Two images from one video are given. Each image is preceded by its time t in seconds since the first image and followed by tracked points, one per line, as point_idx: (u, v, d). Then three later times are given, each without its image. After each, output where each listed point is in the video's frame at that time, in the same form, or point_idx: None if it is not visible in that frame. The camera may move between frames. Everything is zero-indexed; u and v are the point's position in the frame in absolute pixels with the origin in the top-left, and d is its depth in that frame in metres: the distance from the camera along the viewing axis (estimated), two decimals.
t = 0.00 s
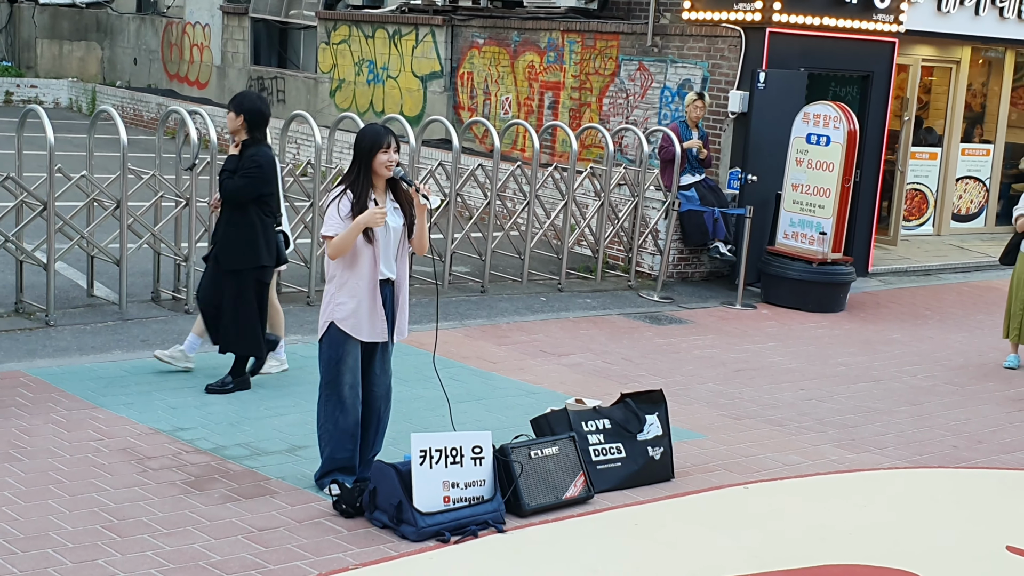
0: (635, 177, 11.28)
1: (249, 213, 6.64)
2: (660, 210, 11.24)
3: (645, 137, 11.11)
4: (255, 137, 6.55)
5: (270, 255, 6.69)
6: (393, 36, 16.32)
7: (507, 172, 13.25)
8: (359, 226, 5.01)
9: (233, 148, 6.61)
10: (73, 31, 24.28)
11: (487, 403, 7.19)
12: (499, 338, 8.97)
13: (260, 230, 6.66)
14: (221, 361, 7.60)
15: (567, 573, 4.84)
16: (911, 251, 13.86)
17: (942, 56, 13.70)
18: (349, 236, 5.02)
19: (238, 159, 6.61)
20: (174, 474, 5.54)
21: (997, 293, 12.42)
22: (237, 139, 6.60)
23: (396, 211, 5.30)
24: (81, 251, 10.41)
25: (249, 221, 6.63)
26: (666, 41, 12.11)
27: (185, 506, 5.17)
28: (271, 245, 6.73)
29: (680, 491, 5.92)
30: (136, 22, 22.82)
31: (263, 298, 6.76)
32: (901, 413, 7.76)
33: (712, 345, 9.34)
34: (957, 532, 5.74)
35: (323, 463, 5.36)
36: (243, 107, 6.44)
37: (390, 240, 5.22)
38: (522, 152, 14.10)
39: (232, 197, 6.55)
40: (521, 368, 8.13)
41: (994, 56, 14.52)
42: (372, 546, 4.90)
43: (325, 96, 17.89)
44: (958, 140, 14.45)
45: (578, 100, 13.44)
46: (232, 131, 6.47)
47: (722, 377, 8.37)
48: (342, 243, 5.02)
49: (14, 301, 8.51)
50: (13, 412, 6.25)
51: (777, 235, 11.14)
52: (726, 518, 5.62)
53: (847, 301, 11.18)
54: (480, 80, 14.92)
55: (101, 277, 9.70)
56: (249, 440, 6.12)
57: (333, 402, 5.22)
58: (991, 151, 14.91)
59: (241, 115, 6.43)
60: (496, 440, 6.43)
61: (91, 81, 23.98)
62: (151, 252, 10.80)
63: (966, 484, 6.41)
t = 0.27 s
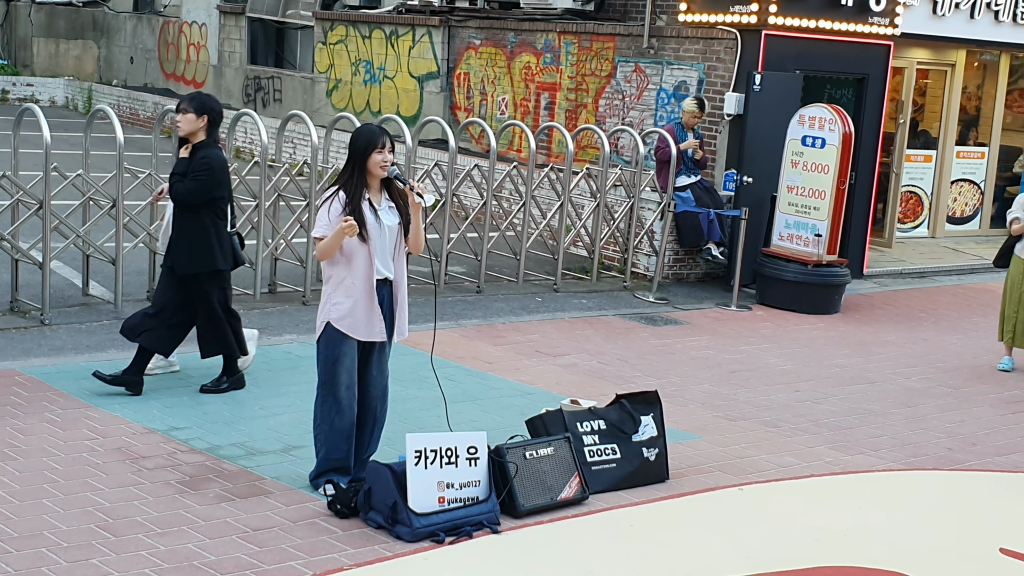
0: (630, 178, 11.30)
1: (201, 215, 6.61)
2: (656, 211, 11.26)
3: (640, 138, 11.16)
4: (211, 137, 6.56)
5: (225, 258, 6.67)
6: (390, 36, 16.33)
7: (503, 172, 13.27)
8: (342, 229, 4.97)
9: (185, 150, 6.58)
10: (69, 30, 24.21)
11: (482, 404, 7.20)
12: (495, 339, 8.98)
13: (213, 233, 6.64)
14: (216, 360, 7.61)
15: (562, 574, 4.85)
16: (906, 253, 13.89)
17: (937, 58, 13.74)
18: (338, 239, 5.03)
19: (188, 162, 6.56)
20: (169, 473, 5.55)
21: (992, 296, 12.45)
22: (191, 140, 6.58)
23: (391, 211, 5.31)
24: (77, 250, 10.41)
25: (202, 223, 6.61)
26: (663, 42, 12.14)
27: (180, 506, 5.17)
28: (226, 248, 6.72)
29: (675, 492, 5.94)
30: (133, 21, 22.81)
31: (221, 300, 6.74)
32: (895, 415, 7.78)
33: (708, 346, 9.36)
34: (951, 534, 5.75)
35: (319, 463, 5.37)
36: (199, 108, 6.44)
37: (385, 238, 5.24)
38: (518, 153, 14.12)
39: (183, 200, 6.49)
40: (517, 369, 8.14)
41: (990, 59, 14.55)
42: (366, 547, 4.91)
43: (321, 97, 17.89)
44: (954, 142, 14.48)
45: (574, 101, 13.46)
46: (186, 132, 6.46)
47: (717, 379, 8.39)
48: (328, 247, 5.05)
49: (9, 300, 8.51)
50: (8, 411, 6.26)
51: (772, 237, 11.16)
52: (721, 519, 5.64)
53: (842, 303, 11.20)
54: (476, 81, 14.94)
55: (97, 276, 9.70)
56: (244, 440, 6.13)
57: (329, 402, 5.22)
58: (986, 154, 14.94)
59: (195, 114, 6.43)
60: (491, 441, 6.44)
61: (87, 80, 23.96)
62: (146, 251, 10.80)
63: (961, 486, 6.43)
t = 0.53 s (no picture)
0: (630, 177, 11.29)
1: (153, 210, 6.46)
2: (655, 210, 11.26)
3: (640, 136, 11.15)
4: (163, 129, 6.42)
5: (170, 255, 6.54)
6: (390, 34, 16.33)
7: (502, 171, 13.27)
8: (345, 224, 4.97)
9: (136, 142, 6.39)
10: (69, 27, 24.16)
11: (482, 402, 7.20)
12: (494, 337, 8.98)
13: (163, 229, 6.50)
14: (215, 358, 7.61)
15: (561, 573, 4.85)
16: (906, 253, 13.89)
17: (938, 58, 13.74)
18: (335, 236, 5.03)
19: (139, 154, 6.38)
20: (168, 471, 5.55)
21: (991, 296, 12.45)
22: (141, 133, 6.42)
23: (389, 207, 5.31)
24: (76, 247, 10.42)
25: (152, 218, 6.45)
26: (663, 41, 12.13)
27: (180, 503, 5.17)
28: (173, 244, 6.58)
29: (674, 492, 5.94)
30: (132, 18, 22.79)
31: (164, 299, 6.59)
32: (895, 415, 7.78)
33: (707, 346, 9.36)
34: (950, 534, 5.75)
35: (318, 461, 5.37)
36: (155, 100, 6.31)
37: (385, 236, 5.24)
38: (518, 151, 14.12)
39: (138, 193, 6.33)
40: (516, 367, 8.14)
41: (990, 59, 14.55)
42: (365, 544, 4.91)
43: (320, 95, 17.89)
44: (954, 142, 14.48)
45: (573, 99, 13.45)
46: (138, 123, 6.30)
47: (716, 378, 8.39)
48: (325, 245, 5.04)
49: (8, 297, 8.51)
50: (8, 408, 6.26)
51: (772, 236, 11.17)
52: (720, 518, 5.63)
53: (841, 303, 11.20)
54: (476, 79, 14.93)
55: (96, 273, 9.70)
56: (244, 438, 6.12)
57: (329, 401, 5.21)
58: (986, 154, 14.94)
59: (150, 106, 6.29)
60: (490, 439, 6.44)
61: (87, 77, 23.95)
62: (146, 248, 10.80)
63: (960, 487, 6.43)
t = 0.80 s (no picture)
0: (632, 176, 11.29)
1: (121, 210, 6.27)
2: (657, 209, 11.25)
3: (642, 134, 11.11)
4: (123, 127, 6.22)
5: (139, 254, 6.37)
6: (392, 32, 16.31)
7: (504, 169, 13.26)
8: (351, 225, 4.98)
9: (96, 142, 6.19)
10: (71, 24, 24.12)
11: (484, 400, 7.20)
12: (496, 336, 8.97)
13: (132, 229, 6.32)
14: (217, 355, 7.60)
15: (561, 571, 4.84)
16: (908, 253, 13.88)
17: (940, 57, 13.73)
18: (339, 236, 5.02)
19: (101, 155, 6.18)
20: (170, 468, 5.54)
21: (993, 296, 12.44)
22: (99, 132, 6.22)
23: (392, 205, 5.31)
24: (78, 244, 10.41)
25: (122, 219, 6.27)
26: (665, 40, 12.11)
27: (182, 501, 5.17)
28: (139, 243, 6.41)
29: (676, 490, 5.94)
30: (134, 16, 22.78)
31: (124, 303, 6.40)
32: (897, 414, 7.77)
33: (709, 345, 9.35)
34: (951, 534, 5.75)
35: (319, 459, 5.36)
36: (114, 96, 6.09)
37: (387, 234, 5.24)
38: (520, 149, 14.13)
39: (107, 195, 6.14)
40: (518, 366, 8.14)
41: (993, 59, 14.51)
42: (367, 542, 4.91)
43: (322, 93, 17.88)
44: (956, 142, 14.47)
45: (576, 98, 13.44)
46: (98, 120, 6.10)
47: (718, 377, 8.39)
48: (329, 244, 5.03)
49: (10, 294, 8.51)
50: (11, 405, 6.25)
51: (774, 235, 11.16)
52: (722, 517, 5.63)
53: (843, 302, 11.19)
54: (478, 78, 14.92)
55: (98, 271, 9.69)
56: (245, 435, 6.12)
57: (332, 399, 5.20)
58: (988, 153, 14.94)
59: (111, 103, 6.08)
60: (492, 438, 6.44)
61: (89, 75, 23.95)
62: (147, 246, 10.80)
63: (961, 486, 6.43)
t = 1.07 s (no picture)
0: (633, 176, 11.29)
1: (72, 209, 6.09)
2: (657, 209, 11.25)
3: (642, 134, 11.11)
4: (77, 123, 6.08)
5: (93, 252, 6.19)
6: (393, 32, 16.31)
7: (504, 169, 13.27)
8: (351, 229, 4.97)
9: (48, 138, 6.03)
10: (71, 23, 24.11)
11: (484, 400, 7.20)
12: (496, 335, 8.98)
13: (84, 228, 6.14)
14: (217, 355, 7.60)
15: (562, 571, 4.84)
16: (908, 253, 13.88)
17: (941, 57, 13.73)
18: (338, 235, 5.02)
19: (53, 151, 6.02)
20: (170, 467, 5.54)
21: (993, 296, 12.45)
22: (53, 128, 6.07)
23: (392, 206, 5.31)
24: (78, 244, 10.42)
25: (73, 218, 6.09)
26: (666, 40, 12.12)
27: (182, 500, 5.17)
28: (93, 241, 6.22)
29: (676, 490, 5.94)
30: (135, 15, 22.78)
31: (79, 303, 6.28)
32: (897, 414, 7.77)
33: (709, 345, 9.35)
34: (952, 534, 5.74)
35: (319, 458, 5.37)
36: (68, 93, 6.00)
37: (387, 234, 5.24)
38: (520, 149, 14.13)
39: (59, 193, 5.96)
40: (518, 366, 8.14)
41: (993, 59, 14.51)
42: (368, 542, 4.91)
43: (323, 92, 17.88)
44: (956, 142, 14.47)
45: (576, 97, 13.44)
46: (51, 116, 5.97)
47: (718, 377, 8.39)
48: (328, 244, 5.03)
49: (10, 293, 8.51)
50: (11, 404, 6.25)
51: (774, 235, 11.16)
52: (722, 517, 5.63)
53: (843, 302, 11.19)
54: (479, 77, 14.92)
55: (98, 270, 9.70)
56: (245, 435, 6.12)
57: (332, 399, 5.20)
58: (989, 153, 14.93)
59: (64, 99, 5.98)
60: (492, 437, 6.44)
61: (90, 74, 23.95)
62: (148, 245, 10.81)
63: (962, 486, 6.43)
